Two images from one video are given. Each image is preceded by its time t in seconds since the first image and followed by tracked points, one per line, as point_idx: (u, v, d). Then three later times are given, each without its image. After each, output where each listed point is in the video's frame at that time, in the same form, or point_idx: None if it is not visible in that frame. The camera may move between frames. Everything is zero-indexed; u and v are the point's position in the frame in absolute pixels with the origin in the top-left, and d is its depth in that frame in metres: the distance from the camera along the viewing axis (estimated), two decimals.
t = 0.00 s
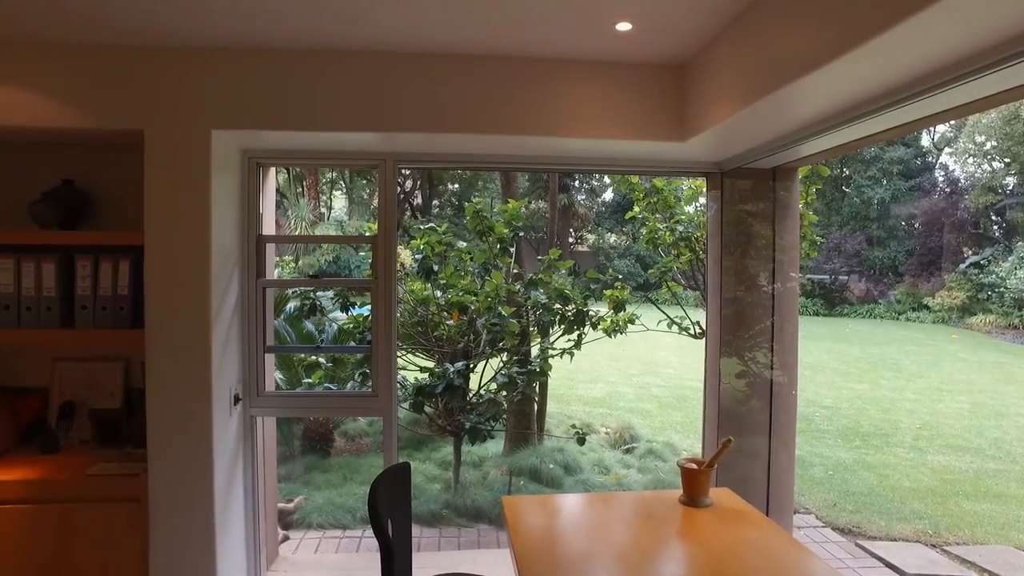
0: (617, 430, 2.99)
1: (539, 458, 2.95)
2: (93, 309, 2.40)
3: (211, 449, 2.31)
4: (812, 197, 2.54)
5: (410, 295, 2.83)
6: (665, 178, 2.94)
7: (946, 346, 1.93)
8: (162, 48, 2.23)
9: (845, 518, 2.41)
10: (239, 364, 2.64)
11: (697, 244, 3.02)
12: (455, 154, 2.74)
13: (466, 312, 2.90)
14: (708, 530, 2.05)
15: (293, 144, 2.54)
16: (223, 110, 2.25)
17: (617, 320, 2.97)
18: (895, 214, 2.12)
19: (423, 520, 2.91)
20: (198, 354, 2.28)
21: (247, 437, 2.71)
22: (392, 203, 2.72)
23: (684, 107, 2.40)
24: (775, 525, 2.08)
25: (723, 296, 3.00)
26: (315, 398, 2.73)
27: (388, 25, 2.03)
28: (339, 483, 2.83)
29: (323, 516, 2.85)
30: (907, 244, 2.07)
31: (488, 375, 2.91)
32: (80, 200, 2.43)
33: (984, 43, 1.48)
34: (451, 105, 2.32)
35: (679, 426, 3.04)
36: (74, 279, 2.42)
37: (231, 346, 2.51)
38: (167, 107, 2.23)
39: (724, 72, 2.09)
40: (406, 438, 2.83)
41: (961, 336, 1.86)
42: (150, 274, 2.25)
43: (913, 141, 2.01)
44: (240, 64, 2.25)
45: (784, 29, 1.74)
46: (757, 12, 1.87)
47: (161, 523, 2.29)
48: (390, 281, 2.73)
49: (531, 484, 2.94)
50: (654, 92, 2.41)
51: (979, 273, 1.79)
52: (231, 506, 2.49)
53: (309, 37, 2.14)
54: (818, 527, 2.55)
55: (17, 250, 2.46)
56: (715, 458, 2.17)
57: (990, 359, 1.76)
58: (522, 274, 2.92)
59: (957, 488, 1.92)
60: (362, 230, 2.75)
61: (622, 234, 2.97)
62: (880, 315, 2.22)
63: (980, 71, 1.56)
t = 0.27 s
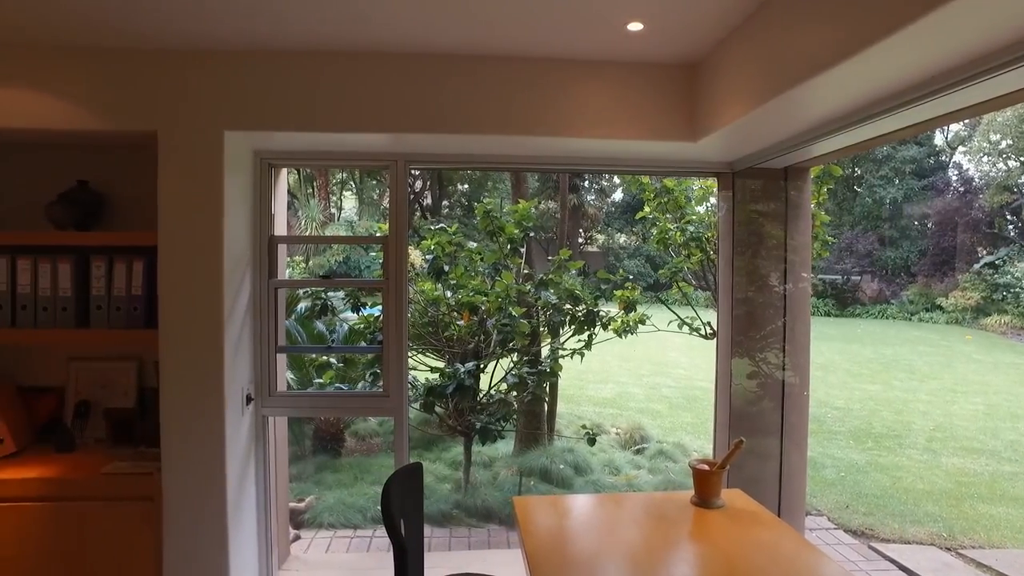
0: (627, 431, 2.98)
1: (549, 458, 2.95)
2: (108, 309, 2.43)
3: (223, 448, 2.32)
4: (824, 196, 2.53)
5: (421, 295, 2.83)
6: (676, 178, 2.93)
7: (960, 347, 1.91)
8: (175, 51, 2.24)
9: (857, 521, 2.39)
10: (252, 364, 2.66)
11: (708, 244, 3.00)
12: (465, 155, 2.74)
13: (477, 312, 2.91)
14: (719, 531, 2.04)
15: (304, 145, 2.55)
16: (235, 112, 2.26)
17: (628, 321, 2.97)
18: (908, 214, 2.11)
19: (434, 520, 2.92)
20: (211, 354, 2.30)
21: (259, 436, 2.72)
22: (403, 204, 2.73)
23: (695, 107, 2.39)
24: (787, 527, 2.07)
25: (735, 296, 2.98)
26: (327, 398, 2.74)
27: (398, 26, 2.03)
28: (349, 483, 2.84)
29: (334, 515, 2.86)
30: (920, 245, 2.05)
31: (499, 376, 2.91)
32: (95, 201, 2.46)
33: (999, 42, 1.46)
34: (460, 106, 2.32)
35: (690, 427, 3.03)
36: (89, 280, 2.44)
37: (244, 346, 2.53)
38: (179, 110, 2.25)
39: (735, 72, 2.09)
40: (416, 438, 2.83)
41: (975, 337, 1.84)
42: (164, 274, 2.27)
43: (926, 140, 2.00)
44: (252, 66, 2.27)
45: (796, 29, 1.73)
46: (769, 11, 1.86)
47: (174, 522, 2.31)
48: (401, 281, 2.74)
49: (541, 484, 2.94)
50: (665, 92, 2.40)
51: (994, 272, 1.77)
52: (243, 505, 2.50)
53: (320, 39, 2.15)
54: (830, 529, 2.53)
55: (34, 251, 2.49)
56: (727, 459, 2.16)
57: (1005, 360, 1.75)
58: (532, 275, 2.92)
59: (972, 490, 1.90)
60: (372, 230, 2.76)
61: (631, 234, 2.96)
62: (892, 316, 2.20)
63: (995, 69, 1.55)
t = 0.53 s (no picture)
0: (637, 432, 2.98)
1: (558, 459, 2.95)
2: (121, 310, 2.45)
3: (234, 448, 2.33)
4: (835, 196, 2.51)
5: (430, 296, 2.84)
6: (686, 179, 2.92)
7: (972, 348, 1.89)
8: (187, 54, 2.26)
9: (869, 523, 2.37)
10: (263, 364, 2.67)
11: (717, 245, 3.00)
12: (474, 155, 2.74)
13: (487, 312, 2.91)
14: (731, 533, 2.03)
15: (314, 146, 2.56)
16: (246, 114, 2.28)
17: (637, 321, 2.96)
18: (920, 214, 2.09)
19: (443, 520, 2.92)
20: (223, 353, 2.31)
21: (270, 436, 2.73)
22: (414, 205, 2.74)
23: (705, 107, 2.38)
24: (799, 529, 2.06)
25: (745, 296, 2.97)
26: (336, 398, 2.76)
27: (407, 27, 2.04)
28: (359, 482, 2.85)
29: (344, 515, 2.87)
30: (933, 245, 2.04)
31: (508, 376, 2.92)
32: (108, 203, 2.48)
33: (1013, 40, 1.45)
34: (470, 106, 2.32)
35: (699, 427, 3.02)
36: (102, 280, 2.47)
37: (255, 346, 2.54)
38: (191, 112, 2.26)
39: (746, 72, 2.08)
40: (426, 438, 2.84)
41: (989, 338, 1.82)
42: (176, 275, 2.29)
43: (938, 139, 1.98)
44: (263, 68, 2.28)
45: (807, 29, 1.72)
46: (780, 11, 1.85)
47: (187, 520, 2.32)
48: (411, 281, 2.74)
49: (550, 485, 2.94)
50: (675, 91, 2.39)
51: (1008, 273, 1.75)
52: (254, 505, 2.52)
53: (330, 40, 2.16)
54: (841, 531, 2.52)
55: (48, 252, 2.52)
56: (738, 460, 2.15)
57: (1019, 361, 1.73)
58: (542, 275, 2.92)
59: (985, 493, 1.88)
60: (381, 230, 2.77)
61: (640, 234, 2.96)
62: (903, 317, 2.19)
63: (1010, 68, 1.53)
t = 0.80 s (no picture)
0: (646, 432, 2.98)
1: (568, 459, 2.95)
2: (134, 310, 2.48)
3: (246, 447, 2.35)
4: (847, 196, 2.49)
5: (440, 296, 2.84)
6: (696, 178, 2.91)
7: (986, 349, 1.87)
8: (200, 56, 2.28)
9: (881, 525, 2.36)
10: (274, 364, 2.69)
11: (728, 245, 2.99)
12: (483, 156, 2.75)
13: (497, 313, 2.91)
14: (742, 534, 2.02)
15: (325, 147, 2.57)
16: (257, 115, 2.29)
17: (647, 322, 2.95)
18: (933, 213, 2.08)
19: (454, 520, 2.93)
20: (235, 353, 2.33)
21: (281, 435, 2.75)
22: (424, 205, 2.74)
23: (716, 106, 2.38)
24: (811, 531, 2.04)
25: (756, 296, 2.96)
26: (347, 398, 2.76)
27: (418, 28, 2.04)
28: (369, 482, 2.86)
29: (354, 514, 2.88)
30: (946, 244, 2.02)
31: (518, 376, 2.92)
32: (122, 204, 2.51)
33: None
34: (479, 107, 2.33)
35: (709, 428, 3.01)
36: (116, 281, 2.50)
37: (266, 346, 2.56)
38: (203, 113, 2.28)
39: (757, 72, 2.07)
40: (435, 438, 2.84)
41: (1003, 339, 1.80)
42: (188, 275, 2.30)
43: (951, 138, 1.97)
44: (274, 69, 2.29)
45: (818, 29, 1.72)
46: (792, 10, 1.84)
47: (199, 519, 2.34)
48: (422, 281, 2.75)
49: (560, 485, 2.95)
50: (685, 91, 2.39)
51: (1022, 273, 1.72)
52: (266, 504, 2.53)
53: (341, 41, 2.17)
54: (853, 533, 2.50)
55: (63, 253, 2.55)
56: (749, 461, 2.14)
57: None
58: (552, 276, 2.92)
59: (1000, 496, 1.86)
60: (390, 230, 2.78)
61: (649, 235, 2.95)
62: (915, 318, 2.17)
63: None
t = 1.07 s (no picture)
0: (657, 433, 2.97)
1: (578, 460, 2.95)
2: (148, 310, 2.51)
3: (257, 447, 2.36)
4: (859, 195, 2.47)
5: (450, 296, 2.85)
6: (707, 178, 2.90)
7: (1000, 349, 1.84)
8: (212, 57, 2.29)
9: (894, 527, 2.34)
10: (286, 364, 2.70)
11: (738, 245, 2.97)
12: (493, 156, 2.75)
13: (507, 313, 2.91)
14: (753, 535, 2.02)
15: (336, 147, 2.58)
16: (269, 116, 2.30)
17: (658, 322, 2.95)
18: (945, 213, 2.06)
19: (464, 520, 2.94)
20: (246, 353, 2.34)
21: (293, 435, 2.76)
22: (435, 205, 2.75)
23: (727, 106, 2.37)
24: (824, 532, 2.04)
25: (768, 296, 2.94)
26: (358, 398, 2.77)
27: (428, 28, 2.05)
28: (380, 481, 2.87)
29: (365, 514, 2.89)
30: (958, 244, 2.00)
31: (529, 376, 2.91)
32: (135, 204, 2.53)
33: None
34: (490, 107, 2.33)
35: (720, 429, 3.00)
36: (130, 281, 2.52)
37: (278, 345, 2.57)
38: (216, 115, 2.29)
39: (768, 71, 2.07)
40: (446, 438, 2.85)
41: (1018, 339, 1.78)
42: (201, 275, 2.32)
43: (964, 137, 1.95)
44: (286, 70, 2.30)
45: (830, 27, 1.71)
46: (804, 9, 1.83)
47: (211, 518, 2.35)
48: (433, 281, 2.76)
49: (570, 485, 2.94)
50: (696, 91, 2.38)
51: None
52: (277, 503, 2.54)
53: (352, 42, 2.17)
54: (865, 535, 2.47)
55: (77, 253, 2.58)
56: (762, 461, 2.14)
57: None
58: (562, 276, 2.92)
59: (1015, 498, 1.84)
60: (400, 231, 2.79)
61: (659, 235, 2.95)
62: (927, 318, 2.15)
63: None
